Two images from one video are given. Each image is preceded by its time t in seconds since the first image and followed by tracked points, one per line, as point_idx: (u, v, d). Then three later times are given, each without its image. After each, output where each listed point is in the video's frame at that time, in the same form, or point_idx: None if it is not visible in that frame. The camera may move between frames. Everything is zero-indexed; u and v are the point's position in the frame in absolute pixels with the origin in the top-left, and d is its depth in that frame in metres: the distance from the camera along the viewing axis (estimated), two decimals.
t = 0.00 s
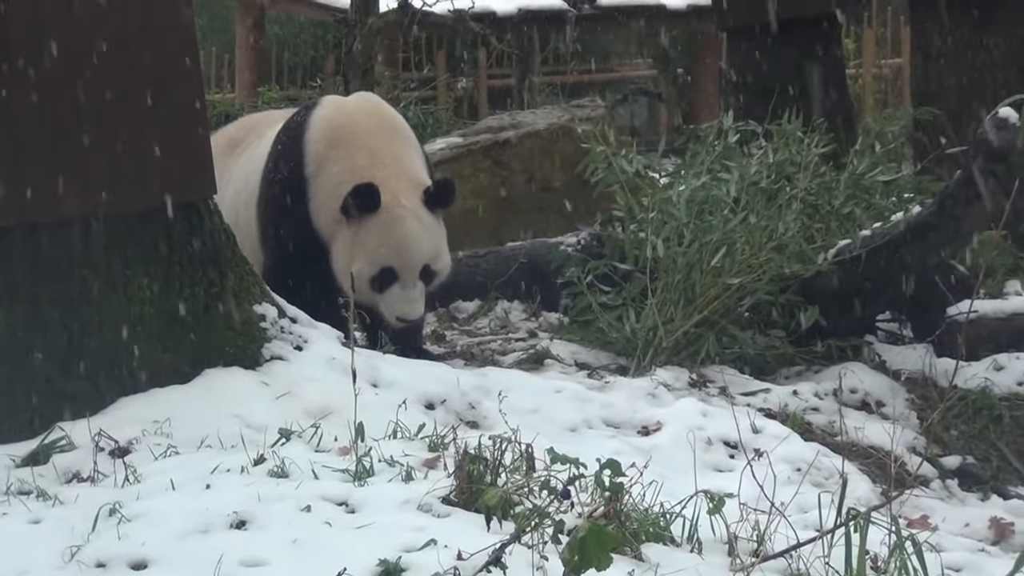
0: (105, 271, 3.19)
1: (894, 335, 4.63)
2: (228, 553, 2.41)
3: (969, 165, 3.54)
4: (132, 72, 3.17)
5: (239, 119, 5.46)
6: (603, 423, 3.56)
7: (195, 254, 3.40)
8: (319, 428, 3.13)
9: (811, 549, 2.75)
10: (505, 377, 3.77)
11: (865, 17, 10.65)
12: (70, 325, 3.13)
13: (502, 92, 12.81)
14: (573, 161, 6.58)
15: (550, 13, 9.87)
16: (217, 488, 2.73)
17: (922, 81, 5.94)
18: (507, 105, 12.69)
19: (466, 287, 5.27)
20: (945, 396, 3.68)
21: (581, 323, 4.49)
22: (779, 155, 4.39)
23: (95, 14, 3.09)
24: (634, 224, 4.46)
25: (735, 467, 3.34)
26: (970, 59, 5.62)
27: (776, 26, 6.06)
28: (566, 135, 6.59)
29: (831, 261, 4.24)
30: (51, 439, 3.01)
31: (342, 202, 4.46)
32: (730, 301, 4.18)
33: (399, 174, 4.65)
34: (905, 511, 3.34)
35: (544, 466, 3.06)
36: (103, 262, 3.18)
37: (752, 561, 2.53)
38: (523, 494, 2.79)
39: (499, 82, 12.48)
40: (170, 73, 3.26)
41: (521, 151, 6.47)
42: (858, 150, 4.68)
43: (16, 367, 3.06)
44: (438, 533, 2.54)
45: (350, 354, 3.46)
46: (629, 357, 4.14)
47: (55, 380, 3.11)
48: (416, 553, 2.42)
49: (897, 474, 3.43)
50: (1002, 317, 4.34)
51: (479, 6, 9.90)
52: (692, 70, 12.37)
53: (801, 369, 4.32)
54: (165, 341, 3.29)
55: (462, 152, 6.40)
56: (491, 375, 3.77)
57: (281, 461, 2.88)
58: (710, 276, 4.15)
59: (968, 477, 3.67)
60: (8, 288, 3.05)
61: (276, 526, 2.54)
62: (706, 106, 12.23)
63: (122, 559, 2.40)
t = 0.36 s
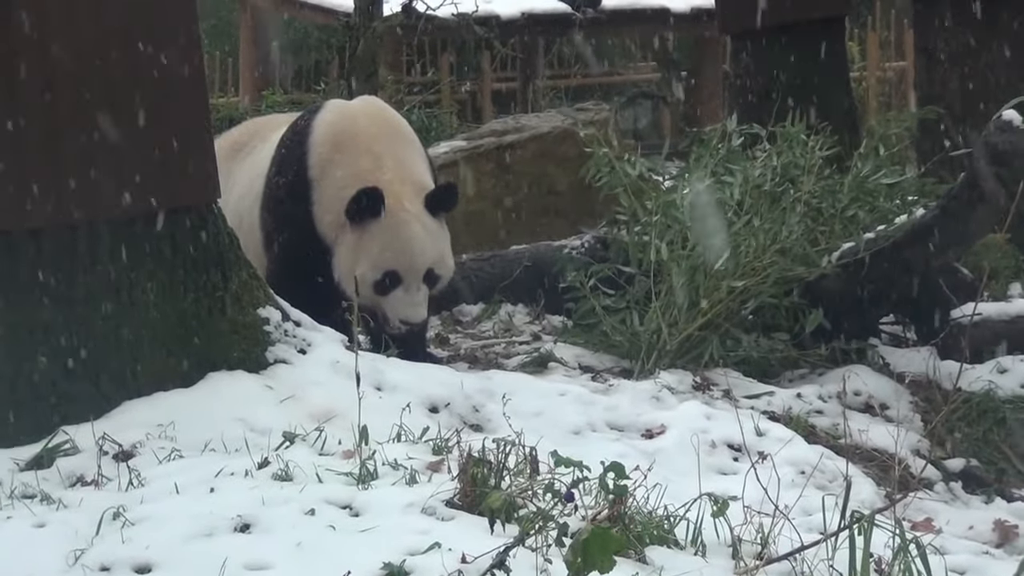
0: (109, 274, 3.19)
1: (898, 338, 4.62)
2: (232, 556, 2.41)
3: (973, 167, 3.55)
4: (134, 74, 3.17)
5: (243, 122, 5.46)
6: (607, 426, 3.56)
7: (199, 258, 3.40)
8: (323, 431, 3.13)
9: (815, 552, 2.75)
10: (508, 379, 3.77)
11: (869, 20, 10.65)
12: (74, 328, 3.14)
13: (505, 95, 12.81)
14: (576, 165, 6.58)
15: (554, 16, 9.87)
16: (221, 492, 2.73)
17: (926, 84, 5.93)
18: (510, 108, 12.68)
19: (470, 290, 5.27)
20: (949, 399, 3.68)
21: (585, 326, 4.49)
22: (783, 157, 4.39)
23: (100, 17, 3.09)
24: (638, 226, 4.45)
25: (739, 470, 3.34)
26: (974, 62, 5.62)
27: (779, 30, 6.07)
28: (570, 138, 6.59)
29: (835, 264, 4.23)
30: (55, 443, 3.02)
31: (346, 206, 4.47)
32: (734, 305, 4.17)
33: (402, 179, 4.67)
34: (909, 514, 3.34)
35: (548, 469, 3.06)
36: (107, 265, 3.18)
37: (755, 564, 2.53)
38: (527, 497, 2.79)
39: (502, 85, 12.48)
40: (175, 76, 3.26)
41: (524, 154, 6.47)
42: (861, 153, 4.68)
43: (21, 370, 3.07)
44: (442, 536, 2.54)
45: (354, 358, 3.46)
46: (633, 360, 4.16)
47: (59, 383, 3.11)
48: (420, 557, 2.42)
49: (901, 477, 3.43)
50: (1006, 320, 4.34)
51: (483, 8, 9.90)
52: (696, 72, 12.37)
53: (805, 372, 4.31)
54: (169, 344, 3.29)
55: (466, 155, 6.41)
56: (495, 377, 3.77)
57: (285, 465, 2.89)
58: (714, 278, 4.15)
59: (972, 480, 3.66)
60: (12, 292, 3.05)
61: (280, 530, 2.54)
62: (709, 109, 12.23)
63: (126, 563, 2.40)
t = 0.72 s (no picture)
0: (112, 278, 3.19)
1: (901, 341, 4.62)
2: (234, 560, 2.40)
3: (976, 170, 3.55)
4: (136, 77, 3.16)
5: (245, 125, 5.46)
6: (609, 430, 3.55)
7: (202, 260, 3.38)
8: (325, 434, 3.13)
9: (818, 556, 2.75)
10: (511, 382, 3.77)
11: (871, 21, 10.66)
12: (76, 332, 3.13)
13: (507, 97, 12.80)
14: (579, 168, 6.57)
15: (555, 18, 9.86)
16: (223, 496, 2.73)
17: (928, 86, 5.93)
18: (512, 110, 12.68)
19: (472, 293, 5.27)
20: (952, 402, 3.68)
21: (587, 329, 4.48)
22: (785, 160, 4.39)
23: (103, 18, 3.08)
24: (640, 230, 4.45)
25: (741, 473, 3.34)
26: (976, 64, 5.61)
27: (782, 32, 6.06)
28: (573, 141, 6.58)
29: (837, 267, 4.23)
30: (57, 446, 3.01)
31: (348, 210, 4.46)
32: (736, 308, 4.17)
33: (404, 182, 4.66)
34: (912, 517, 3.34)
35: (550, 473, 3.06)
36: (109, 268, 3.18)
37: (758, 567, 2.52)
38: (529, 501, 2.79)
39: (503, 87, 12.47)
40: (179, 78, 3.25)
41: (526, 157, 6.47)
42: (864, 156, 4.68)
43: (23, 373, 3.06)
44: (444, 539, 2.54)
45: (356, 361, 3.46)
46: (636, 363, 4.17)
47: (62, 387, 3.11)
48: (422, 560, 2.42)
49: (903, 480, 3.43)
50: (1009, 323, 4.33)
51: (484, 10, 9.90)
52: (697, 74, 12.36)
53: (808, 375, 4.31)
54: (172, 348, 3.29)
55: (468, 158, 6.40)
56: (497, 380, 3.76)
57: (287, 468, 2.89)
58: (716, 282, 4.14)
59: (974, 483, 3.66)
60: (14, 295, 3.05)
61: (282, 533, 2.54)
62: (711, 111, 12.22)
63: (129, 566, 2.40)
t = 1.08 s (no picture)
0: (110, 280, 3.19)
1: (899, 345, 4.62)
2: (231, 561, 2.40)
3: (974, 173, 3.55)
4: (134, 77, 3.16)
5: (244, 127, 5.46)
6: (607, 432, 3.55)
7: (200, 261, 3.38)
8: (323, 436, 3.13)
9: (815, 558, 2.74)
10: (508, 384, 3.76)
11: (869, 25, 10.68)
12: (74, 334, 3.13)
13: (506, 100, 12.81)
14: (577, 170, 6.57)
15: (553, 21, 9.87)
16: (220, 497, 2.73)
17: (925, 90, 5.94)
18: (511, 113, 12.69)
19: (470, 296, 5.27)
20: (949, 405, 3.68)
21: (585, 332, 4.48)
22: (783, 164, 4.39)
23: (102, 18, 3.09)
24: (638, 233, 4.46)
25: (739, 476, 3.34)
26: (974, 67, 5.62)
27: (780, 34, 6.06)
28: (571, 143, 6.58)
29: (834, 269, 4.21)
30: (54, 448, 3.02)
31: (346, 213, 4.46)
32: (733, 311, 4.17)
33: (401, 185, 4.66)
34: (909, 520, 3.34)
35: (547, 475, 3.06)
36: (108, 270, 3.18)
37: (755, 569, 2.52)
38: (527, 503, 2.79)
39: (502, 89, 12.48)
40: (178, 80, 3.25)
41: (524, 159, 6.47)
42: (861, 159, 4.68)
43: (21, 374, 3.07)
44: (442, 541, 2.54)
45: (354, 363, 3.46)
46: (633, 365, 4.17)
47: (59, 388, 3.11)
48: (419, 562, 2.42)
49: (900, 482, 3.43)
50: (1007, 326, 4.33)
51: (482, 12, 9.90)
52: (696, 77, 12.37)
53: (805, 378, 4.31)
54: (170, 349, 3.29)
55: (466, 160, 6.40)
56: (495, 382, 3.76)
57: (284, 470, 2.89)
58: (714, 284, 4.13)
59: (971, 486, 3.66)
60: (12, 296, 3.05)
61: (280, 535, 2.54)
62: (710, 113, 12.22)
63: (126, 568, 2.40)
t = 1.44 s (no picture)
0: (106, 281, 3.19)
1: (895, 348, 4.62)
2: (227, 563, 2.40)
3: (971, 177, 3.56)
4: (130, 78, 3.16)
5: (241, 129, 5.47)
6: (603, 434, 3.55)
7: (196, 263, 3.38)
8: (319, 438, 3.14)
9: (810, 561, 2.74)
10: (504, 386, 3.76)
11: (866, 29, 10.71)
12: (70, 335, 3.13)
13: (503, 102, 12.82)
14: (574, 172, 6.58)
15: (550, 24, 9.88)
16: (216, 499, 2.73)
17: (922, 94, 5.95)
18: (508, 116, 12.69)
19: (467, 298, 5.28)
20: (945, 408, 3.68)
21: (581, 334, 4.49)
22: (780, 166, 4.39)
23: (100, 19, 3.09)
24: (634, 235, 4.46)
25: (735, 478, 3.34)
26: (970, 71, 5.63)
27: (778, 36, 6.06)
28: (567, 146, 6.59)
29: (831, 272, 4.22)
30: (50, 448, 3.02)
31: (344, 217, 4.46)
32: (729, 313, 4.17)
33: (399, 188, 4.66)
34: (904, 523, 3.34)
35: (543, 477, 3.06)
36: (104, 271, 3.18)
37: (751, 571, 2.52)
38: (523, 505, 2.79)
39: (500, 92, 12.49)
40: (174, 82, 3.26)
41: (521, 161, 6.47)
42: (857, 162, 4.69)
43: (18, 374, 3.07)
44: (438, 543, 2.54)
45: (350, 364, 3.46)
46: (629, 368, 4.17)
47: (55, 389, 3.12)
48: (415, 563, 2.42)
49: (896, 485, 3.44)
50: (1003, 329, 4.34)
51: (479, 15, 9.91)
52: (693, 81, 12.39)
53: (801, 381, 4.31)
54: (166, 350, 3.29)
55: (463, 162, 6.40)
56: (491, 384, 3.76)
57: (280, 471, 2.89)
58: (710, 287, 4.13)
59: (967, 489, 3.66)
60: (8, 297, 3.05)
61: (276, 536, 2.54)
62: (707, 117, 12.24)
63: (121, 569, 2.40)
